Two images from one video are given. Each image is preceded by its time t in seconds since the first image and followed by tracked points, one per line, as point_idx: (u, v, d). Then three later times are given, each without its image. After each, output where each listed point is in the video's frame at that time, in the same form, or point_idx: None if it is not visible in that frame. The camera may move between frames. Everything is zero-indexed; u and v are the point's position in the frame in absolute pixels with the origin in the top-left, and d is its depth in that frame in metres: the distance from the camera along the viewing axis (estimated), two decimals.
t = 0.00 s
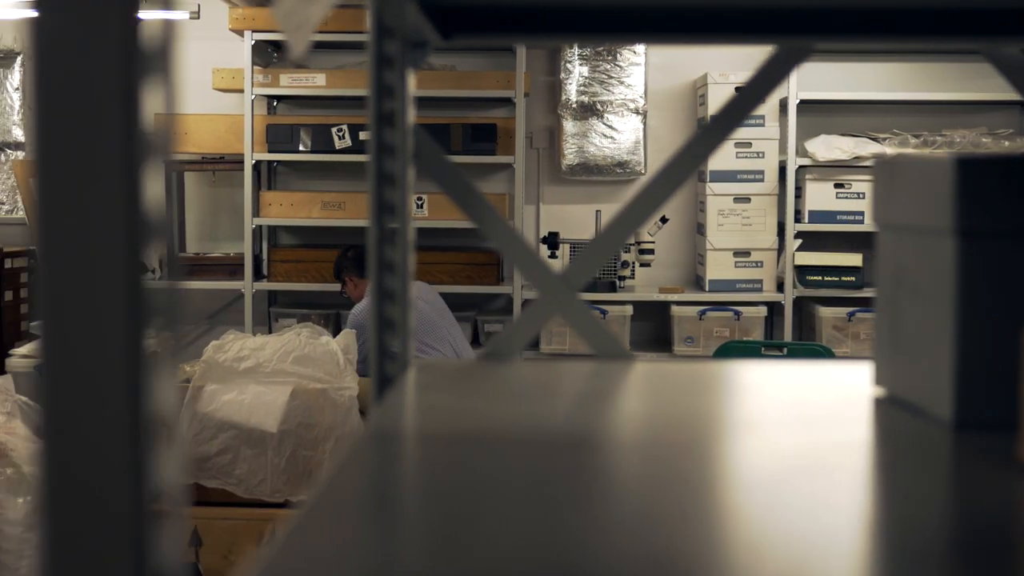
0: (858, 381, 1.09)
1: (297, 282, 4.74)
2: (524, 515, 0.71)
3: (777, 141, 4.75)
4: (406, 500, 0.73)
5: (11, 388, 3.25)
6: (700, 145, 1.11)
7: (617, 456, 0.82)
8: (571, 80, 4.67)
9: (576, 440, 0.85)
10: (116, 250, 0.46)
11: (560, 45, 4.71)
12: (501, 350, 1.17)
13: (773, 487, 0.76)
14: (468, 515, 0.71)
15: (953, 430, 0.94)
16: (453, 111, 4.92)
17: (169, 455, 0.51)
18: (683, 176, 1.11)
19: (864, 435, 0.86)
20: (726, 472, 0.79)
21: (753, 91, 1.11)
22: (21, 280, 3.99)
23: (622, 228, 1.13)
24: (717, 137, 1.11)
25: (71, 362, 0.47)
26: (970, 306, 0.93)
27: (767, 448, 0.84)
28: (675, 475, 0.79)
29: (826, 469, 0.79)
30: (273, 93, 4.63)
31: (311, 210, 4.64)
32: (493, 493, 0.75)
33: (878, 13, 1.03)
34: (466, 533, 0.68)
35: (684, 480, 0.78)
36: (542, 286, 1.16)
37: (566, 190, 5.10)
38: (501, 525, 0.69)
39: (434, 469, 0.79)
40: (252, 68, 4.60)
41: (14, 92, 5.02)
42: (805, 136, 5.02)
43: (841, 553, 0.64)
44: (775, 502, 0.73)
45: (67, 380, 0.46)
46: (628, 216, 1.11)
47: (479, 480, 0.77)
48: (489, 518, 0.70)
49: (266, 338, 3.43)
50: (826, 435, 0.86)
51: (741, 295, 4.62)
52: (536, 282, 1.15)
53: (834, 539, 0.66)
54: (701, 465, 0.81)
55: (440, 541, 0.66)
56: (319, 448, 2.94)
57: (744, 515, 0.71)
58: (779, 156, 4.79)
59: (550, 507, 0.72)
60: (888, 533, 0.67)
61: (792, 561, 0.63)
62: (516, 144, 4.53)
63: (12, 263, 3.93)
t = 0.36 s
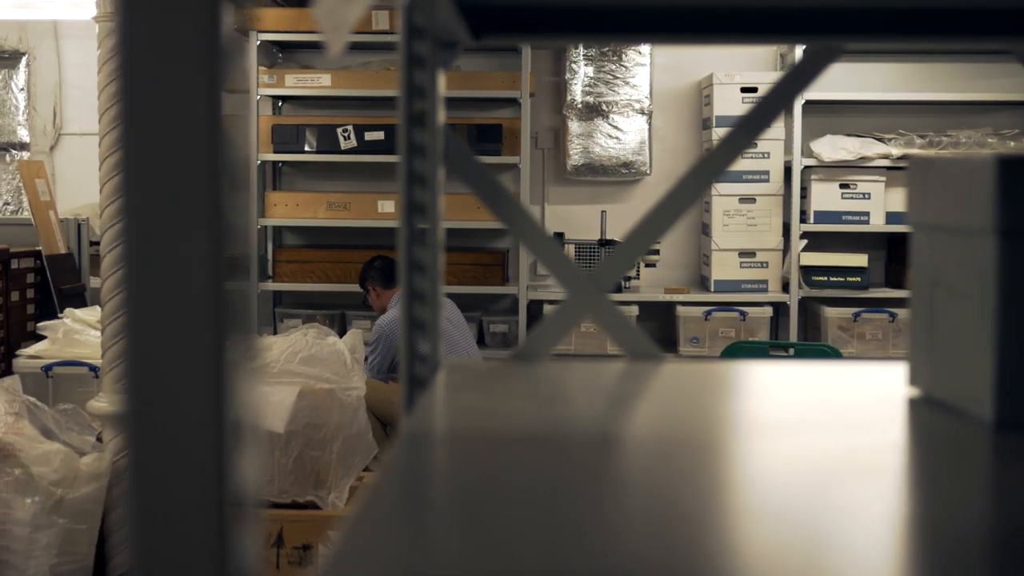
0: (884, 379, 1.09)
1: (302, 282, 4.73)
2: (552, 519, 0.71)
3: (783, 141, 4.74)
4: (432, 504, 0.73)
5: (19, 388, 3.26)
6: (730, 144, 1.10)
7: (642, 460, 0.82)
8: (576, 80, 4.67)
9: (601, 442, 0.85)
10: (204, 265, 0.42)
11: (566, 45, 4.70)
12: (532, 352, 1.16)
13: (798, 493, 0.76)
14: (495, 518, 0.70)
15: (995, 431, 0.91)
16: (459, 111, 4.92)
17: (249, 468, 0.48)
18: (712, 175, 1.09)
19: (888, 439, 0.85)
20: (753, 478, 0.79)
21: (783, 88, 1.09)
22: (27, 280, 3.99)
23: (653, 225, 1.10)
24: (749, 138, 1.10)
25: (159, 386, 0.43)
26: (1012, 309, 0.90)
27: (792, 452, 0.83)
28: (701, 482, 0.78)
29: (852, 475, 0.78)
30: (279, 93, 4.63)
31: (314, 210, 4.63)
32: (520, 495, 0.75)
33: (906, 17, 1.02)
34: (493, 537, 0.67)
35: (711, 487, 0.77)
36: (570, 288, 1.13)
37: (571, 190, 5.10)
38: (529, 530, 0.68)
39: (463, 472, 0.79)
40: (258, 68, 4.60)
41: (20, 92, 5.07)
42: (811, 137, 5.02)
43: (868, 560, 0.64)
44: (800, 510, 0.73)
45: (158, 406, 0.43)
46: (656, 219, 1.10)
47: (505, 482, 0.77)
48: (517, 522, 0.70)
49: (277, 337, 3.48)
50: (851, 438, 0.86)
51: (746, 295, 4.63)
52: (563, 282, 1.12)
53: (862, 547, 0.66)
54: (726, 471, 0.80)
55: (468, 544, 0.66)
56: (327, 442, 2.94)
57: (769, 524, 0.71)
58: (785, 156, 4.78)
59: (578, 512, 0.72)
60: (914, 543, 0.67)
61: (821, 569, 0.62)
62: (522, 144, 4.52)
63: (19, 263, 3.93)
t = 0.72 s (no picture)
0: (904, 378, 1.09)
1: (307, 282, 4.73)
2: (572, 520, 0.71)
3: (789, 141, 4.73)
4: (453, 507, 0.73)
5: (26, 388, 3.24)
6: (756, 143, 1.10)
7: (661, 461, 0.82)
8: (581, 80, 4.66)
9: (615, 442, 0.85)
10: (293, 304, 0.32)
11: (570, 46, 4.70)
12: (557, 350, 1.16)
13: (813, 494, 0.76)
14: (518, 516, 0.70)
15: None
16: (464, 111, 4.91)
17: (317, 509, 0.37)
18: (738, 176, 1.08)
19: (900, 441, 0.86)
20: (764, 479, 0.79)
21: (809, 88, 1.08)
22: (33, 280, 3.98)
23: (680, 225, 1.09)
24: (774, 138, 1.09)
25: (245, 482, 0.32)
26: None
27: (806, 453, 0.83)
28: (718, 483, 0.78)
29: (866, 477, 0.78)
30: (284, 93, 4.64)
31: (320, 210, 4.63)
32: (538, 496, 0.75)
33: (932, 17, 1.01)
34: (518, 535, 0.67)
35: (731, 488, 0.77)
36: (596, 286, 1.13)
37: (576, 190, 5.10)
38: (551, 530, 0.68)
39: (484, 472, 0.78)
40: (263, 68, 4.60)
41: (25, 92, 5.05)
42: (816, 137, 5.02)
43: (888, 561, 0.64)
44: (814, 511, 0.73)
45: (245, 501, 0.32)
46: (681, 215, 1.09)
47: (528, 479, 0.77)
48: (536, 522, 0.70)
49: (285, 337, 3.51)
50: (864, 441, 0.86)
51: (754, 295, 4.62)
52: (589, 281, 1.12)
53: (886, 546, 0.66)
54: (738, 472, 0.80)
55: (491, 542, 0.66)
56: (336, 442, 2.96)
57: (783, 524, 0.71)
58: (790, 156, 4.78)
59: (597, 513, 0.72)
60: (929, 542, 0.67)
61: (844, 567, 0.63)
62: (527, 144, 4.52)
63: (24, 263, 3.92)
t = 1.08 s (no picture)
0: (921, 378, 1.09)
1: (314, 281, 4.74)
2: (581, 516, 0.71)
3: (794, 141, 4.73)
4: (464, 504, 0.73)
5: (34, 388, 3.25)
6: (784, 141, 1.10)
7: (671, 459, 0.82)
8: (586, 80, 4.66)
9: (627, 439, 0.85)
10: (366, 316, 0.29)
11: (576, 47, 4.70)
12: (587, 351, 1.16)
13: (821, 494, 0.76)
14: (530, 510, 0.70)
15: None
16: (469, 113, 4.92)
17: (400, 526, 0.35)
18: (766, 178, 1.08)
19: (907, 443, 0.86)
20: (771, 477, 0.79)
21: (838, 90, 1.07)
22: (39, 280, 3.98)
23: (705, 228, 1.09)
24: (802, 141, 1.09)
25: (316, 489, 0.30)
26: None
27: (816, 454, 0.83)
28: (726, 480, 0.78)
29: (873, 479, 0.78)
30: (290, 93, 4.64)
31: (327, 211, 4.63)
32: (548, 490, 0.75)
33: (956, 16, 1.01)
34: (529, 529, 0.67)
35: (745, 486, 0.77)
36: (623, 288, 1.13)
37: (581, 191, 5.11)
38: (559, 523, 0.69)
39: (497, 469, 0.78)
40: (269, 69, 4.61)
41: (30, 92, 5.05)
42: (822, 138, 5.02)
43: (896, 561, 0.64)
44: (822, 511, 0.73)
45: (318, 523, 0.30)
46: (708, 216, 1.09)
47: (542, 476, 0.77)
48: (542, 515, 0.70)
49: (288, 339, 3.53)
50: (873, 442, 0.86)
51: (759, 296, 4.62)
52: (617, 282, 1.11)
53: (892, 549, 0.66)
54: (747, 470, 0.80)
55: (500, 531, 0.66)
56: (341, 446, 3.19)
57: (792, 523, 0.71)
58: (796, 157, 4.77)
59: (603, 509, 0.72)
60: (937, 543, 0.67)
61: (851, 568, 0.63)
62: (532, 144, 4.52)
63: (31, 264, 3.92)
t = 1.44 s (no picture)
0: (933, 377, 1.09)
1: (319, 282, 4.73)
2: (589, 511, 0.71)
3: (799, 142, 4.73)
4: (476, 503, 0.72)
5: (41, 389, 3.24)
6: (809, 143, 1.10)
7: (681, 459, 0.81)
8: (591, 81, 4.66)
9: (637, 440, 0.84)
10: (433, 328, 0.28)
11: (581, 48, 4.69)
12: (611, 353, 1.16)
13: (827, 493, 0.76)
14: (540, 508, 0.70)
15: None
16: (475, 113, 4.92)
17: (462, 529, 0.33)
18: (791, 180, 1.08)
19: (914, 443, 0.86)
20: (778, 477, 0.79)
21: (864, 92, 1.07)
22: (45, 280, 3.98)
23: (730, 229, 1.09)
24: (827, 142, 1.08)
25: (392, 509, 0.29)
26: None
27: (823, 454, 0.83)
28: (734, 479, 0.78)
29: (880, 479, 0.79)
30: (295, 93, 4.64)
31: (332, 212, 4.63)
32: (557, 488, 0.75)
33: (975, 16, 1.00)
34: (539, 525, 0.67)
35: (763, 486, 0.77)
36: (649, 289, 1.12)
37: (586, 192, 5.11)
38: (572, 522, 0.68)
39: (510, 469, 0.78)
40: (274, 69, 4.60)
41: (35, 92, 5.05)
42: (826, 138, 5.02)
43: (904, 558, 0.64)
44: (830, 509, 0.73)
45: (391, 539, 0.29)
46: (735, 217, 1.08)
47: (557, 477, 0.77)
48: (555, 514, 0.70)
49: (295, 337, 3.53)
50: (881, 443, 0.86)
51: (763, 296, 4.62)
52: (643, 283, 1.11)
53: (905, 548, 0.66)
54: (755, 469, 0.80)
55: (510, 529, 0.66)
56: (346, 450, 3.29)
57: (798, 520, 0.71)
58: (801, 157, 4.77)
59: (617, 507, 0.72)
60: (945, 543, 0.67)
61: (864, 568, 0.62)
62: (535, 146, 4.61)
63: (36, 264, 3.92)
